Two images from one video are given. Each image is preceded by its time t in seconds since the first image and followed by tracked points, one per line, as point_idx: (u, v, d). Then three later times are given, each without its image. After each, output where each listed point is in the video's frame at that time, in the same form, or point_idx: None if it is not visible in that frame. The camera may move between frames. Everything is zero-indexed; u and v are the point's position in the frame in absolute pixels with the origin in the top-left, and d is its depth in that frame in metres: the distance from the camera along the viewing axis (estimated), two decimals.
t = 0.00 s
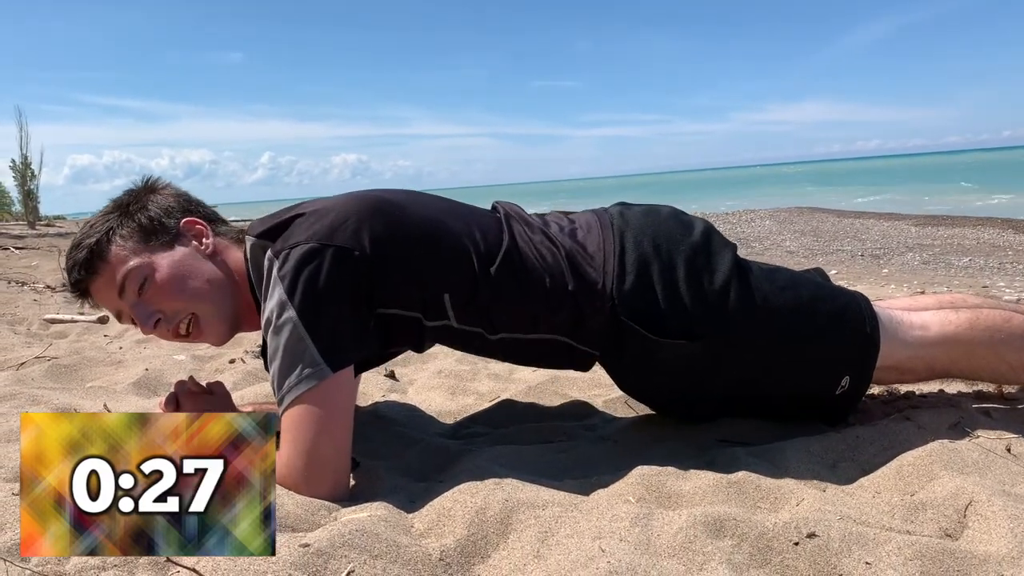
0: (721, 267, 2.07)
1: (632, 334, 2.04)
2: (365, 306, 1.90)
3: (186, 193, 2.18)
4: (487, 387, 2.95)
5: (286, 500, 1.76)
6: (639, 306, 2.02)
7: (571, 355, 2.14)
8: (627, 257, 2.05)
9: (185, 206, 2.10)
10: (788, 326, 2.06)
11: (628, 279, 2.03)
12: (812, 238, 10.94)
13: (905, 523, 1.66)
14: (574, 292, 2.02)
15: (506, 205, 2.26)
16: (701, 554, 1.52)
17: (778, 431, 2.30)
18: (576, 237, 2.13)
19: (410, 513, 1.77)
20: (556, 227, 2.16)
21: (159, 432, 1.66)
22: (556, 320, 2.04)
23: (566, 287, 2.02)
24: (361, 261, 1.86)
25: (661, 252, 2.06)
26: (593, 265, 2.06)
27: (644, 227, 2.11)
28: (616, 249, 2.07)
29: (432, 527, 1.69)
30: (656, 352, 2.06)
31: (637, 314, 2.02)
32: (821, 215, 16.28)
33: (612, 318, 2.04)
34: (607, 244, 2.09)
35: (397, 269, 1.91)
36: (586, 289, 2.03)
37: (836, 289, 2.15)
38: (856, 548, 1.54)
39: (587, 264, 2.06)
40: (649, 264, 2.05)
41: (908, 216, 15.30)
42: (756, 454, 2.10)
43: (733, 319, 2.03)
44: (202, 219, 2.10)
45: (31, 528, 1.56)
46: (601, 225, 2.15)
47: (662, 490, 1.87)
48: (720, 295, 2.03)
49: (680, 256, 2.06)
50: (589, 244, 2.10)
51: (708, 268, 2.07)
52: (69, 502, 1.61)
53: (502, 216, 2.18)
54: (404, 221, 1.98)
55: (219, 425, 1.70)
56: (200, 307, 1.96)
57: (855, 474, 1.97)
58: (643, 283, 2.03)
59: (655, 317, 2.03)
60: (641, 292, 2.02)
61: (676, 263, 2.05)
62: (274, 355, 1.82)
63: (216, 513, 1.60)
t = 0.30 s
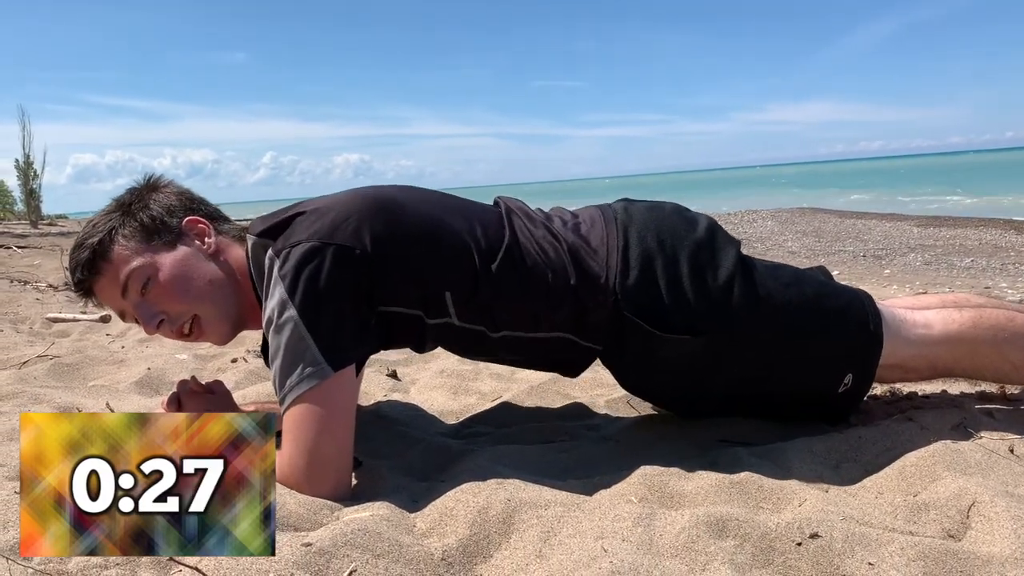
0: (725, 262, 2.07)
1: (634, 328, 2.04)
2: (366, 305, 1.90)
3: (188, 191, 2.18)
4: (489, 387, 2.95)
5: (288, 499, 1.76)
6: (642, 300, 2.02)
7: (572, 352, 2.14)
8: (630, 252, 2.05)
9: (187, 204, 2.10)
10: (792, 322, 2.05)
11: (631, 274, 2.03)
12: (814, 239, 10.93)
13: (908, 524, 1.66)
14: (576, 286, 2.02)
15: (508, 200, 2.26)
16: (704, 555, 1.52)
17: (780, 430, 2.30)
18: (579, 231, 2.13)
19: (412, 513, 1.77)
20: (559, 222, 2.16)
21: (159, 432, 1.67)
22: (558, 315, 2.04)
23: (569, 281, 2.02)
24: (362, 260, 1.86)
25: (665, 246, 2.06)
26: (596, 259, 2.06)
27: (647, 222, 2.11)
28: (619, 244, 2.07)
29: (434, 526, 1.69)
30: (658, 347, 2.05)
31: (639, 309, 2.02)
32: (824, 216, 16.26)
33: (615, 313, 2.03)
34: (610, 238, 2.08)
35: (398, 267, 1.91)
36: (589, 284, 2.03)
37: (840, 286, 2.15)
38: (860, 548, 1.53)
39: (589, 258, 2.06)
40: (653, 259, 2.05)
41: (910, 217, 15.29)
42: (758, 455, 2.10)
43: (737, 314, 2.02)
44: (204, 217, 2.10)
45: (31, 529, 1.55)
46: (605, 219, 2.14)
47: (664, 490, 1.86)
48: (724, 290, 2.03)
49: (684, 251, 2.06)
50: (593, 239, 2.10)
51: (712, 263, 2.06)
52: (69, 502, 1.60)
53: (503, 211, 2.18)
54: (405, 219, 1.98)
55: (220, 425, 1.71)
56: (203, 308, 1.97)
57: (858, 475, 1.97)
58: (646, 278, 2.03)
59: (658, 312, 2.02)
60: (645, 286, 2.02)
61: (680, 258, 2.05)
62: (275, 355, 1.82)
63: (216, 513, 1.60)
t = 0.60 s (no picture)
0: (732, 255, 2.07)
1: (640, 321, 2.04)
2: (370, 303, 1.90)
3: (190, 198, 2.18)
4: (492, 387, 2.95)
5: (291, 498, 1.76)
6: (649, 293, 2.01)
7: (577, 346, 2.14)
8: (636, 245, 2.05)
9: (191, 211, 2.10)
10: (799, 316, 2.05)
11: (638, 267, 2.02)
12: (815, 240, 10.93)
13: (911, 525, 1.66)
14: (581, 280, 2.02)
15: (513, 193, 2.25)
16: (707, 555, 1.52)
17: (785, 430, 2.31)
18: (585, 224, 2.13)
19: (415, 512, 1.77)
20: (564, 216, 2.15)
21: (159, 432, 1.66)
22: (564, 309, 2.04)
23: (574, 274, 2.02)
24: (365, 258, 1.86)
25: (671, 240, 2.06)
26: (602, 253, 2.06)
27: (654, 215, 2.11)
28: (625, 237, 2.07)
29: (438, 525, 1.69)
30: (664, 340, 2.05)
31: (645, 302, 2.01)
32: (825, 216, 16.25)
33: (621, 305, 2.03)
34: (616, 231, 2.08)
35: (401, 265, 1.91)
36: (594, 277, 2.03)
37: (845, 280, 2.15)
38: (863, 549, 1.53)
39: (595, 251, 2.06)
40: (659, 253, 2.04)
41: (911, 218, 15.28)
42: (761, 454, 2.10)
43: (744, 307, 2.02)
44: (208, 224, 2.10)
45: (31, 529, 1.54)
46: (611, 212, 2.14)
47: (667, 490, 1.87)
48: (731, 283, 2.03)
49: (690, 244, 2.05)
50: (598, 231, 2.10)
51: (718, 256, 2.06)
52: (69, 503, 1.60)
53: (507, 204, 2.17)
54: (409, 217, 1.97)
55: (219, 425, 1.70)
56: (214, 315, 1.97)
57: (860, 475, 1.97)
58: (652, 270, 2.03)
59: (664, 305, 2.02)
60: (651, 279, 2.02)
61: (686, 251, 2.04)
62: (278, 354, 1.82)
63: (217, 513, 1.60)
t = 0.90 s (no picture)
0: (732, 258, 2.06)
1: (640, 322, 2.04)
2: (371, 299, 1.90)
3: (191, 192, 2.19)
4: (492, 382, 2.95)
5: (292, 492, 1.76)
6: (649, 295, 2.01)
7: (578, 345, 2.14)
8: (636, 247, 2.05)
9: (192, 205, 2.11)
10: (799, 317, 2.06)
11: (638, 267, 2.03)
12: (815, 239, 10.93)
13: (911, 521, 1.66)
14: (582, 281, 2.02)
15: (514, 191, 2.25)
16: (708, 550, 1.52)
17: (785, 428, 2.31)
18: (585, 225, 2.13)
19: (416, 506, 1.78)
20: (565, 216, 2.15)
21: (160, 432, 1.63)
22: (564, 308, 2.04)
23: (575, 275, 2.03)
24: (367, 253, 1.86)
25: (671, 242, 2.06)
26: (602, 254, 2.06)
27: (654, 217, 2.11)
28: (625, 239, 2.07)
29: (438, 520, 1.69)
30: (664, 341, 2.05)
31: (645, 303, 2.02)
32: (826, 215, 16.25)
33: (621, 307, 2.04)
34: (616, 233, 2.08)
35: (402, 261, 1.92)
36: (594, 277, 2.03)
37: (845, 281, 2.16)
38: (863, 545, 1.54)
39: (595, 252, 2.07)
40: (659, 255, 2.04)
41: (911, 217, 15.27)
42: (761, 451, 2.10)
43: (743, 309, 2.03)
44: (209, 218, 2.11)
45: (31, 528, 1.53)
46: (611, 213, 2.14)
47: (667, 486, 1.87)
48: (731, 285, 2.03)
49: (691, 246, 2.06)
50: (598, 232, 2.10)
51: (718, 258, 2.06)
52: (69, 503, 1.57)
53: (509, 203, 2.17)
54: (410, 214, 1.98)
55: (220, 425, 1.67)
56: (215, 307, 1.97)
57: (860, 472, 1.97)
58: (652, 272, 2.03)
59: (664, 306, 2.02)
60: (651, 281, 2.02)
61: (686, 253, 2.05)
62: (280, 348, 1.83)
63: (216, 513, 1.56)
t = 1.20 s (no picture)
0: (735, 249, 2.06)
1: (643, 313, 2.04)
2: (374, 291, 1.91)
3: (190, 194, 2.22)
4: (493, 376, 2.96)
5: (294, 483, 1.76)
6: (651, 285, 2.02)
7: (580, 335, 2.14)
8: (639, 237, 2.05)
9: (192, 202, 2.13)
10: (801, 308, 2.06)
11: (641, 258, 2.03)
12: (816, 234, 10.93)
13: (912, 514, 1.66)
14: (584, 272, 2.03)
15: (516, 182, 2.25)
16: (709, 541, 1.52)
17: (787, 420, 2.31)
18: (588, 216, 2.13)
19: (418, 498, 1.78)
20: (568, 207, 2.15)
21: (159, 431, 1.60)
22: (567, 299, 2.05)
23: (577, 266, 2.03)
24: (369, 246, 1.86)
25: (674, 233, 2.05)
26: (604, 244, 2.06)
27: (657, 207, 2.10)
28: (628, 229, 2.07)
29: (440, 511, 1.69)
30: (666, 332, 2.06)
31: (648, 294, 2.02)
32: (828, 210, 16.23)
33: (623, 297, 2.04)
34: (619, 223, 2.08)
35: (404, 253, 1.92)
36: (597, 268, 2.03)
37: (848, 273, 2.15)
38: (864, 537, 1.54)
39: (598, 244, 2.06)
40: (662, 246, 2.04)
41: (912, 213, 15.27)
42: (762, 444, 2.11)
43: (746, 300, 2.03)
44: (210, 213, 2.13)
45: (31, 528, 1.48)
46: (614, 204, 2.14)
47: (669, 478, 1.87)
48: (733, 276, 2.03)
49: (693, 236, 2.05)
50: (601, 223, 2.10)
51: (721, 249, 2.06)
52: (69, 502, 1.54)
53: (512, 193, 2.17)
54: (413, 205, 1.98)
55: (220, 425, 1.65)
56: (222, 288, 1.96)
57: (861, 466, 1.97)
58: (655, 263, 2.03)
59: (666, 297, 2.02)
60: (654, 272, 2.02)
61: (689, 244, 2.04)
62: (282, 341, 1.83)
63: (217, 513, 1.53)
